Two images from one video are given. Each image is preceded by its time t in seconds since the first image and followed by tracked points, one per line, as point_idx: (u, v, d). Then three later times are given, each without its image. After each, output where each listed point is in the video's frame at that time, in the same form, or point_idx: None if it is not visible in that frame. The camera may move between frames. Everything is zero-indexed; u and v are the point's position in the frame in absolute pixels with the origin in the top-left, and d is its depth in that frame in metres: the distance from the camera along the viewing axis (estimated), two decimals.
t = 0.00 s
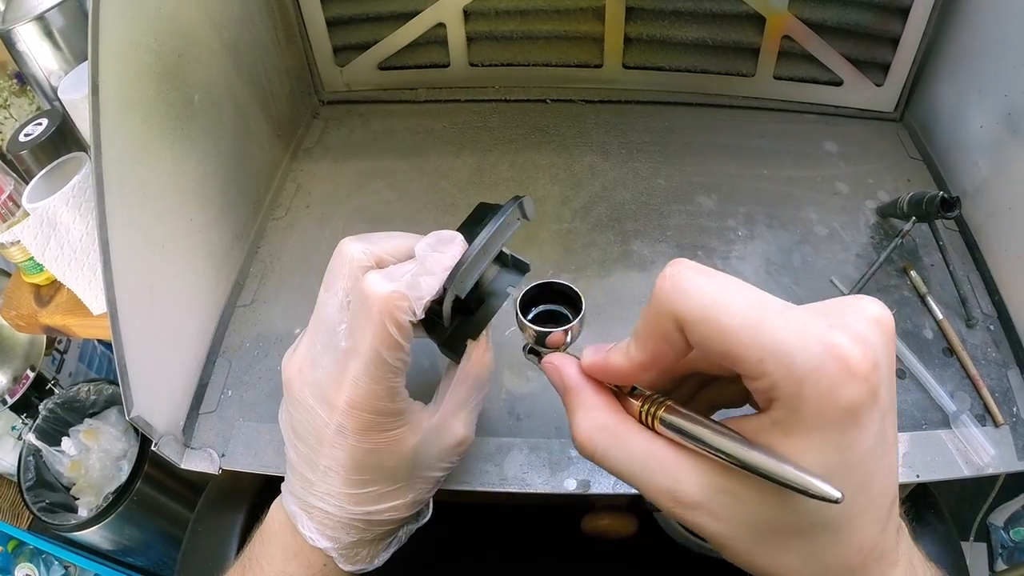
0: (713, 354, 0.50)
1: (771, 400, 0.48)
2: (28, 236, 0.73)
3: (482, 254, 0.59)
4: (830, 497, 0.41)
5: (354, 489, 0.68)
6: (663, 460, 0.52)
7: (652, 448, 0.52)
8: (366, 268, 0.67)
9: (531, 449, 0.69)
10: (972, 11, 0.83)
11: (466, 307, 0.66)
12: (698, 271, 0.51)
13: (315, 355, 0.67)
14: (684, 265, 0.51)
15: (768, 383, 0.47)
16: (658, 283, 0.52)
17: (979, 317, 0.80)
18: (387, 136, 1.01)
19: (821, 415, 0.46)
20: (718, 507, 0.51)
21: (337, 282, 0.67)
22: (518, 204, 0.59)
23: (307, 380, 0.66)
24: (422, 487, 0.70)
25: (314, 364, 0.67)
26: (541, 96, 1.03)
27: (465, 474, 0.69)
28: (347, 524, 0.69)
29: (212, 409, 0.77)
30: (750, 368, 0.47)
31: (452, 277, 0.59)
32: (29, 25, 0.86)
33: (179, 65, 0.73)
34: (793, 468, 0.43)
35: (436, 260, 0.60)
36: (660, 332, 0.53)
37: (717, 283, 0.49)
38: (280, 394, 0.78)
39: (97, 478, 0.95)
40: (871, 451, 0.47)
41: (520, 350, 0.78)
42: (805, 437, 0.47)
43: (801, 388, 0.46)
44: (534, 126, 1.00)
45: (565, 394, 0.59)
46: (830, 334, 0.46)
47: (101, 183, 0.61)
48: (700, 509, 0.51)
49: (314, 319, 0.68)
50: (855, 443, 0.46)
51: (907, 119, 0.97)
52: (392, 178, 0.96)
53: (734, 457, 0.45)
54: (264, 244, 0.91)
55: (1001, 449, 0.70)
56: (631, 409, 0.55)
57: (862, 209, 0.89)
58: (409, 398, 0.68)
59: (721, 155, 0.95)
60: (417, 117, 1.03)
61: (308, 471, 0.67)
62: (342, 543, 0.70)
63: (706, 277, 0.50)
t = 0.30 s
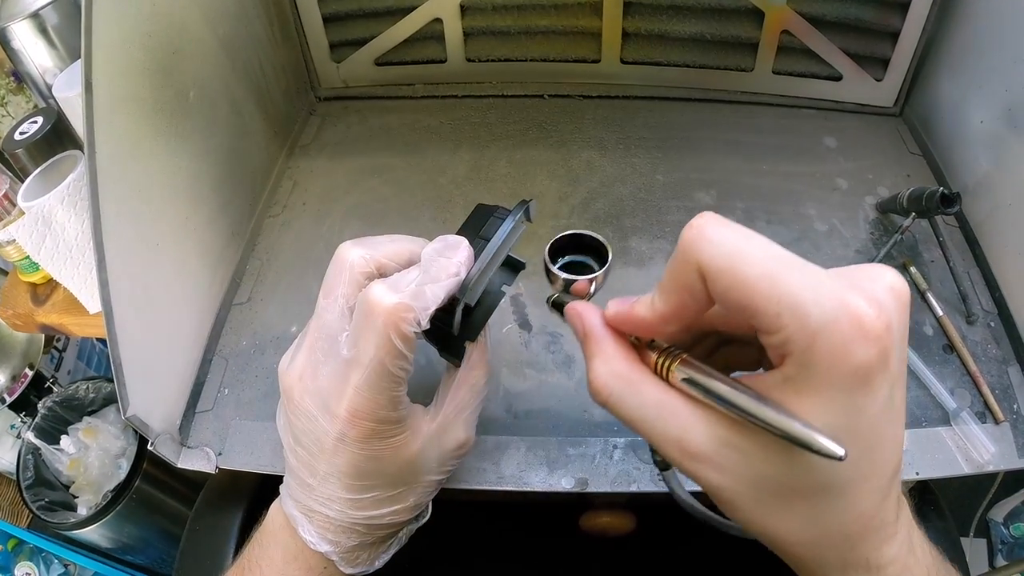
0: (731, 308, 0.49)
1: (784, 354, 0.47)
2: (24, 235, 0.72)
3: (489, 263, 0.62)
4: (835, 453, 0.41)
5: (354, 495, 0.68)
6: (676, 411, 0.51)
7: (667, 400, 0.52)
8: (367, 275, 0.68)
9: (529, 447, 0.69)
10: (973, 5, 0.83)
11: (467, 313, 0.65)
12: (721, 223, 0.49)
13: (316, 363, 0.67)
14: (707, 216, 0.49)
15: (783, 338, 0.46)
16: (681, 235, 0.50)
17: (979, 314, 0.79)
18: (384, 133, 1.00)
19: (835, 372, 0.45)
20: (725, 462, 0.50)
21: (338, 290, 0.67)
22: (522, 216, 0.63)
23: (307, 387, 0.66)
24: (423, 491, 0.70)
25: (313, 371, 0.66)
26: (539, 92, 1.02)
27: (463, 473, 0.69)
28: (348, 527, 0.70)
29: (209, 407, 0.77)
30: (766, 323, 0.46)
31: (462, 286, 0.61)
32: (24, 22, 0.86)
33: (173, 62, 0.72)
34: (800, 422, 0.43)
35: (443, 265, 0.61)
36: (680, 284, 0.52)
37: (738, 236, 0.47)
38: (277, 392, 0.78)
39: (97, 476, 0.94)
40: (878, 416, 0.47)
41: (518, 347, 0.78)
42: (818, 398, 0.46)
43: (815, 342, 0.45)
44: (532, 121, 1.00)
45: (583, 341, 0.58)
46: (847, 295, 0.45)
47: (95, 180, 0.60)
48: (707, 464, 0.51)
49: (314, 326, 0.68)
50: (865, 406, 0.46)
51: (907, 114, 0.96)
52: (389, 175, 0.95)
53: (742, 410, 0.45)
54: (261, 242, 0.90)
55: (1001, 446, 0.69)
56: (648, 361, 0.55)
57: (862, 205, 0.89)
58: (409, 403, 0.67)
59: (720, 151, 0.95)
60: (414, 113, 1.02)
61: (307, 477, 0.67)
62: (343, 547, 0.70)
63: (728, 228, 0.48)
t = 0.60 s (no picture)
0: (727, 323, 0.49)
1: (782, 370, 0.48)
2: (22, 233, 0.72)
3: (489, 256, 0.59)
4: (835, 468, 0.41)
5: (352, 494, 0.67)
6: (672, 424, 0.52)
7: (663, 413, 0.52)
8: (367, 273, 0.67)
9: (527, 445, 0.69)
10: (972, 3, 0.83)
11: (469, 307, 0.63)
12: (714, 237, 0.48)
13: (314, 360, 0.66)
14: (700, 231, 0.49)
15: (782, 354, 0.46)
16: (675, 250, 0.49)
17: (978, 312, 0.79)
18: (383, 131, 1.00)
19: (834, 387, 0.46)
20: (724, 476, 0.51)
21: (338, 287, 0.67)
22: (519, 207, 0.61)
23: (305, 384, 0.65)
24: (421, 491, 0.69)
25: (310, 369, 0.66)
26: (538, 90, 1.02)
27: (462, 472, 0.69)
28: (346, 527, 0.69)
29: (208, 406, 0.77)
30: (765, 338, 0.46)
31: (461, 280, 0.59)
32: (21, 20, 0.85)
33: (171, 60, 0.72)
34: (798, 436, 0.43)
35: (440, 263, 0.61)
36: (674, 298, 0.51)
37: (735, 251, 0.47)
38: (276, 391, 0.77)
39: (96, 475, 0.94)
40: (876, 428, 0.48)
41: (517, 346, 0.77)
42: (817, 410, 0.47)
43: (814, 358, 0.45)
44: (531, 120, 1.00)
45: (577, 355, 0.58)
46: (846, 309, 0.45)
47: (92, 179, 0.60)
48: (705, 477, 0.51)
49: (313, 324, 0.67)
50: (865, 418, 0.47)
51: (907, 112, 0.96)
52: (388, 174, 0.95)
53: (740, 424, 0.45)
54: (260, 240, 0.90)
55: (1000, 445, 0.69)
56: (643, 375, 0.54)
57: (861, 203, 0.89)
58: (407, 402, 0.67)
59: (720, 149, 0.95)
60: (413, 111, 1.02)
61: (307, 475, 0.67)
62: (342, 548, 0.70)
63: (723, 243, 0.48)
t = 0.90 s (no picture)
0: (697, 334, 0.49)
1: (754, 379, 0.48)
2: (17, 237, 0.71)
3: (454, 240, 0.55)
4: (810, 479, 0.41)
5: (341, 489, 0.67)
6: (649, 430, 0.52)
7: (640, 421, 0.53)
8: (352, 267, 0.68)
9: (524, 444, 0.69)
10: None
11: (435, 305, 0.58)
12: (684, 250, 0.49)
13: (304, 351, 0.67)
14: (670, 243, 0.49)
15: (754, 364, 0.47)
16: (645, 263, 0.50)
17: (976, 306, 0.79)
18: (379, 131, 1.00)
19: (806, 397, 0.46)
20: (700, 481, 0.51)
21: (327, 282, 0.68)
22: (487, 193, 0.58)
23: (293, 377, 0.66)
24: (411, 490, 0.68)
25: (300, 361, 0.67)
26: (533, 88, 1.02)
27: (458, 471, 0.68)
28: (337, 526, 0.69)
29: (205, 408, 0.77)
30: (736, 349, 0.47)
31: (423, 264, 0.54)
32: (16, 25, 0.85)
33: (165, 63, 0.72)
34: (774, 447, 0.43)
35: (413, 251, 0.62)
36: (645, 310, 0.52)
37: (704, 262, 0.48)
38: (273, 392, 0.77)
39: (94, 479, 0.95)
40: (852, 432, 0.48)
41: (513, 346, 0.77)
42: (788, 418, 0.47)
43: (784, 367, 0.46)
44: (527, 118, 1.00)
45: (552, 364, 0.58)
46: (815, 317, 0.46)
47: (87, 182, 0.60)
48: (683, 483, 0.52)
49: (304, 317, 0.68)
50: (838, 427, 0.47)
51: (903, 107, 0.96)
52: (384, 174, 0.95)
53: (712, 433, 0.46)
54: (256, 242, 0.90)
55: (999, 439, 0.69)
56: (619, 383, 0.55)
57: (858, 198, 0.89)
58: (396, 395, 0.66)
59: (716, 146, 0.95)
60: (409, 112, 1.02)
61: (296, 471, 0.67)
62: (332, 550, 0.70)
63: (690, 255, 0.49)
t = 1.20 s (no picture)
0: (701, 342, 0.48)
1: (760, 391, 0.47)
2: (18, 238, 0.72)
3: (428, 229, 0.56)
4: (815, 492, 0.41)
5: (334, 486, 0.67)
6: (650, 438, 0.52)
7: (641, 426, 0.53)
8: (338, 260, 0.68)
9: (524, 444, 0.69)
10: None
11: (422, 301, 0.58)
12: (690, 255, 0.49)
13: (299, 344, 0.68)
14: (675, 248, 0.49)
15: (761, 375, 0.46)
16: (649, 267, 0.50)
17: (977, 304, 0.79)
18: (379, 131, 1.00)
19: (811, 408, 0.45)
20: (701, 489, 0.51)
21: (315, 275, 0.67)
22: (463, 185, 0.59)
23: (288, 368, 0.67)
24: (406, 490, 0.68)
25: (296, 351, 0.68)
26: (532, 87, 1.02)
27: (458, 470, 0.68)
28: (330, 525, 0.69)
29: (206, 408, 0.77)
30: (743, 359, 0.46)
31: (396, 255, 0.55)
32: (15, 27, 0.85)
33: (165, 64, 0.72)
34: (779, 460, 0.43)
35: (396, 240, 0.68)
36: (648, 315, 0.52)
37: (709, 272, 0.47)
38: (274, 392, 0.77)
39: (100, 479, 0.95)
40: (858, 444, 0.47)
41: (513, 345, 0.77)
42: (793, 431, 0.47)
43: (792, 378, 0.45)
44: (526, 118, 1.00)
45: (554, 368, 0.58)
46: (825, 327, 0.45)
47: (87, 183, 0.60)
48: (685, 492, 0.52)
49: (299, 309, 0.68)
50: (846, 439, 0.46)
51: (903, 104, 0.96)
52: (384, 174, 0.95)
53: (717, 442, 0.46)
54: (256, 242, 0.90)
55: (1000, 437, 0.69)
56: (620, 387, 0.55)
57: (858, 196, 0.88)
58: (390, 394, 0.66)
59: (716, 144, 0.95)
60: (408, 111, 1.02)
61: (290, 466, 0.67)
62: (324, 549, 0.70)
63: (697, 261, 0.48)
